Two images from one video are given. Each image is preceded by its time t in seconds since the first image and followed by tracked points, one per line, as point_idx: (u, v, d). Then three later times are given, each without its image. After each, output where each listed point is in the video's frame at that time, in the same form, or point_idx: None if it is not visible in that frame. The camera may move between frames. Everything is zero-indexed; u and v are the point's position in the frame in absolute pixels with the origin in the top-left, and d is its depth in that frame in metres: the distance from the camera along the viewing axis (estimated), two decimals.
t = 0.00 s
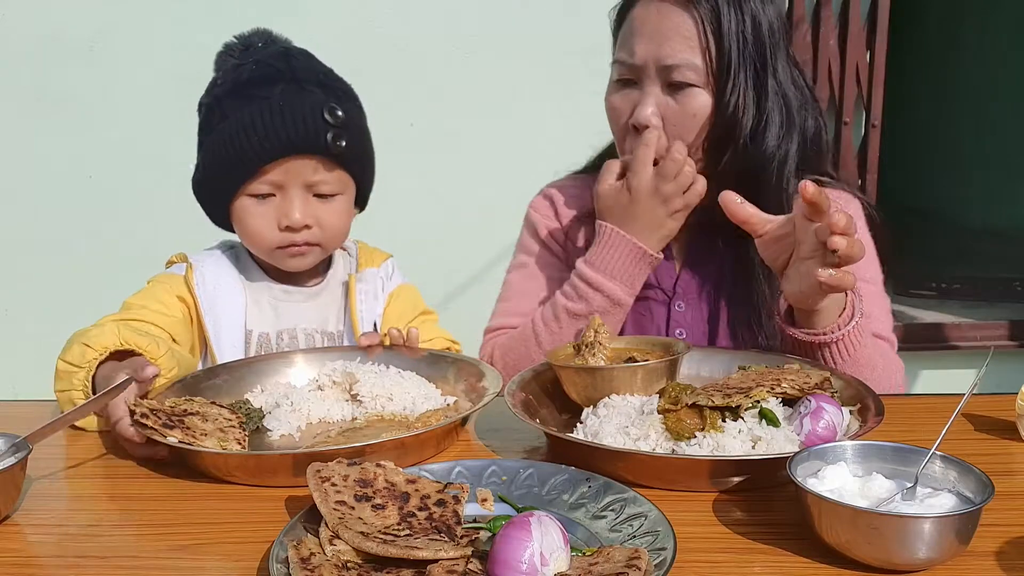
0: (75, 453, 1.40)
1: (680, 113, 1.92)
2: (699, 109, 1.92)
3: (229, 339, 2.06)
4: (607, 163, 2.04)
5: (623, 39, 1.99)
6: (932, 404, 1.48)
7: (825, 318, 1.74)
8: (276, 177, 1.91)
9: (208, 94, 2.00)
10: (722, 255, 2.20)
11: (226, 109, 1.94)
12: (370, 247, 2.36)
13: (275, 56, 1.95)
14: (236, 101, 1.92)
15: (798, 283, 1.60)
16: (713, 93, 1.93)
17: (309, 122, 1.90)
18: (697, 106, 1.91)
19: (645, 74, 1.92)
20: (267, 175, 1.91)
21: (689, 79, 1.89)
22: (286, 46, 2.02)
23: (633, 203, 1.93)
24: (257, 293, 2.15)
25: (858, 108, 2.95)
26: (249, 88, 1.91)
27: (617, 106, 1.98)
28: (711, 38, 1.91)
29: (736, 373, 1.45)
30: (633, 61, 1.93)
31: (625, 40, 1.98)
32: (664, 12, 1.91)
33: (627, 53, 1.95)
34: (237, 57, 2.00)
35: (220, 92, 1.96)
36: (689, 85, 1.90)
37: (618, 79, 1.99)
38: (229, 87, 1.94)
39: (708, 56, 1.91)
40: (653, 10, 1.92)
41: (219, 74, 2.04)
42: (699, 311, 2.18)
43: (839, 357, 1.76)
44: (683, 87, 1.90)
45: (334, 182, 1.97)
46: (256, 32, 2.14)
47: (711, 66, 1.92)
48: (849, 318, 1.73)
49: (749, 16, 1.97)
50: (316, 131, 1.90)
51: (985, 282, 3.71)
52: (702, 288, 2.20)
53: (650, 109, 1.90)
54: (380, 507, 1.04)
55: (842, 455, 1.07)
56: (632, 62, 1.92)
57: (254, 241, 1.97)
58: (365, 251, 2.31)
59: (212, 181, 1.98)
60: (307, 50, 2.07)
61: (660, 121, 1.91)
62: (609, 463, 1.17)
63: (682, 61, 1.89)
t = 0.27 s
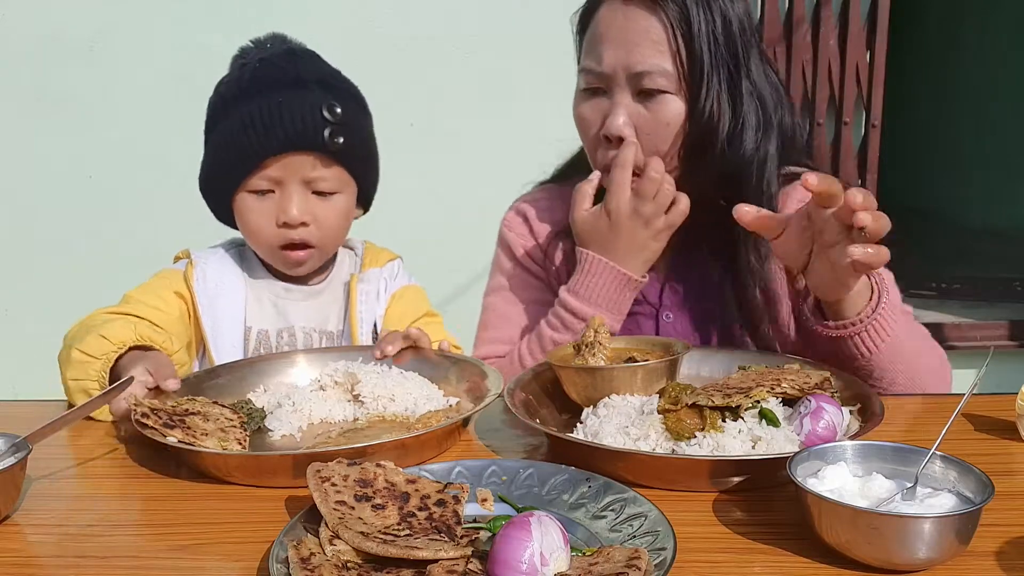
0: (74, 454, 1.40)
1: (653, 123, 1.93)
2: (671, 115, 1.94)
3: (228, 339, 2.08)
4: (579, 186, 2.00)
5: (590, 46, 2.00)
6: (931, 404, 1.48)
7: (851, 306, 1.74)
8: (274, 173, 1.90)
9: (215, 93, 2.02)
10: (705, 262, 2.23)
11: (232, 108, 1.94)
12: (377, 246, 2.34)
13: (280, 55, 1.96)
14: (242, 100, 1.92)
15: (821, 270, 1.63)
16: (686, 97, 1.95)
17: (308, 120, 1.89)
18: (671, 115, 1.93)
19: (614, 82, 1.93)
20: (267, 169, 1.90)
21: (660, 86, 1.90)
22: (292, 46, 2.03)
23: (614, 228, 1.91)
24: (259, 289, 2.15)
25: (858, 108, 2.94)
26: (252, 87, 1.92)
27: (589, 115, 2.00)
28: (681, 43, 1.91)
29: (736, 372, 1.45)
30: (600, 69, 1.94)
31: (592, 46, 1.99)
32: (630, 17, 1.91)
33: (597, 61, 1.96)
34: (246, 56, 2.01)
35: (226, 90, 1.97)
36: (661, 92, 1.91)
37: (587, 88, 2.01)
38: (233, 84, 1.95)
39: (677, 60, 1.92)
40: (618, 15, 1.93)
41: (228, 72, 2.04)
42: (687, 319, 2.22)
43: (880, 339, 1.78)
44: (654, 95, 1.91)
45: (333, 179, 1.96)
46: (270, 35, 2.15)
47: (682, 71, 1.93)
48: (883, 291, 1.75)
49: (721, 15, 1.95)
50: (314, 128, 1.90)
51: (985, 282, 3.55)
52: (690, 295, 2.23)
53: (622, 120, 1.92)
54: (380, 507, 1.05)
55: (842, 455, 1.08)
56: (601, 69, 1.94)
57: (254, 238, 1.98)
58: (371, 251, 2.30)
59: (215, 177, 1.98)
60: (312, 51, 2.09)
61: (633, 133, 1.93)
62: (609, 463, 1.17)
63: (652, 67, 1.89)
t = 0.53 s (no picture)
0: (75, 454, 1.40)
1: (605, 127, 1.99)
2: (623, 118, 1.99)
3: (210, 342, 2.11)
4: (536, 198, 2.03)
5: (540, 56, 2.05)
6: (932, 404, 1.48)
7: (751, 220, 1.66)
8: (268, 168, 1.91)
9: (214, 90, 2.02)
10: (670, 264, 2.20)
11: (229, 104, 1.94)
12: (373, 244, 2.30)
13: (280, 53, 1.97)
14: (240, 96, 1.93)
15: (717, 207, 1.58)
16: (635, 98, 1.99)
17: (305, 117, 1.90)
18: (621, 119, 1.98)
19: (562, 92, 2.00)
20: (261, 163, 1.91)
21: (607, 91, 1.95)
22: (293, 45, 2.04)
23: (570, 237, 1.95)
24: (247, 292, 2.16)
25: (858, 109, 2.94)
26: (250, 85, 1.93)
27: (547, 126, 2.08)
28: (623, 46, 1.94)
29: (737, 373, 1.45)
30: (547, 79, 2.02)
31: (541, 56, 2.05)
32: (572, 26, 1.96)
33: (542, 73, 2.04)
34: (247, 55, 2.01)
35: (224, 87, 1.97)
36: (610, 96, 1.96)
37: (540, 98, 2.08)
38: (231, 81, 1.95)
39: (621, 63, 1.95)
40: (562, 24, 1.98)
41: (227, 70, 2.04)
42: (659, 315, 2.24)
43: (812, 241, 1.73)
44: (604, 100, 1.97)
45: (328, 176, 1.96)
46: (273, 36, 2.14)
47: (627, 75, 1.96)
48: (778, 182, 1.69)
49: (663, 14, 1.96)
50: (311, 125, 1.90)
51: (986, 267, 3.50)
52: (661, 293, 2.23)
53: (575, 127, 1.99)
54: (380, 507, 1.05)
55: (842, 455, 1.08)
56: (548, 82, 2.02)
57: (247, 234, 1.99)
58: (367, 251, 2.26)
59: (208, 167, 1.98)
60: (312, 50, 2.10)
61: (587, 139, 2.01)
62: (609, 463, 1.17)
63: (597, 74, 1.94)
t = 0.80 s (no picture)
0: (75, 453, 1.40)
1: (588, 121, 1.88)
2: (603, 111, 1.88)
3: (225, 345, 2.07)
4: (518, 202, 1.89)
5: (515, 53, 1.94)
6: (932, 404, 1.48)
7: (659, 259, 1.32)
8: (266, 162, 1.90)
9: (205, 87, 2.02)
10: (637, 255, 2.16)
11: (223, 100, 1.94)
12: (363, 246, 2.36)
13: (274, 50, 1.99)
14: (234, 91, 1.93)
15: (603, 270, 1.16)
16: (614, 92, 1.88)
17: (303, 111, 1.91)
18: (601, 112, 1.87)
19: (542, 87, 1.87)
20: (259, 158, 1.90)
21: (588, 84, 1.84)
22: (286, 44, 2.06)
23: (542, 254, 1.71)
24: (253, 293, 2.14)
25: (858, 108, 2.94)
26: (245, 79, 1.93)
27: (527, 124, 1.95)
28: (603, 40, 1.85)
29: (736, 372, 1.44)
30: (525, 75, 1.89)
31: (515, 53, 1.94)
32: (550, 20, 1.86)
33: (520, 68, 1.91)
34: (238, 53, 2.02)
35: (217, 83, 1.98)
36: (590, 89, 1.85)
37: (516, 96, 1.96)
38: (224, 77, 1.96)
39: (600, 57, 1.86)
40: (537, 19, 1.88)
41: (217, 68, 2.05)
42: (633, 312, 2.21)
43: (723, 258, 1.41)
44: (585, 94, 1.86)
45: (325, 171, 1.97)
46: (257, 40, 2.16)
47: (607, 68, 1.86)
48: (667, 206, 1.35)
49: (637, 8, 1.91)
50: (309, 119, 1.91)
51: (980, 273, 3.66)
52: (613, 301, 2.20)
53: (556, 122, 1.87)
54: (380, 507, 1.05)
55: (842, 455, 1.08)
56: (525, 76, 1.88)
57: (244, 230, 1.95)
58: (358, 251, 2.33)
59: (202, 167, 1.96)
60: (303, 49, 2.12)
61: (569, 133, 1.89)
62: (609, 463, 1.17)
63: (577, 67, 1.83)
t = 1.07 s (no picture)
0: (75, 454, 1.40)
1: (601, 112, 1.90)
2: (619, 103, 1.90)
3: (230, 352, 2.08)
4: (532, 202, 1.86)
5: (520, 48, 1.92)
6: (931, 404, 1.48)
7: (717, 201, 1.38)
8: (272, 149, 1.91)
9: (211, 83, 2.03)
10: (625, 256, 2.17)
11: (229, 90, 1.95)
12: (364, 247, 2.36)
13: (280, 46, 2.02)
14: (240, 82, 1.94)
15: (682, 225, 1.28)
16: (629, 85, 1.90)
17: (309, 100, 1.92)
18: (617, 104, 1.90)
19: (554, 81, 1.86)
20: (265, 145, 1.90)
21: (604, 75, 1.86)
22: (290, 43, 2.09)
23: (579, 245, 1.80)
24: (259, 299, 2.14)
25: (857, 108, 2.94)
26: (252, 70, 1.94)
27: (534, 119, 1.93)
28: (618, 34, 1.88)
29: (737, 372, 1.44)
30: (536, 68, 1.87)
31: (519, 47, 1.93)
32: (560, 12, 1.87)
33: (530, 61, 1.89)
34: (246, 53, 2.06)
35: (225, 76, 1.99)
36: (605, 82, 1.87)
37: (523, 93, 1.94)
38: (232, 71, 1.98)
39: (614, 49, 1.88)
40: (546, 12, 1.88)
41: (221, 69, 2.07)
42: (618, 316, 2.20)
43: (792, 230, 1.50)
44: (600, 87, 1.88)
45: (330, 160, 1.97)
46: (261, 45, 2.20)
47: (621, 60, 1.89)
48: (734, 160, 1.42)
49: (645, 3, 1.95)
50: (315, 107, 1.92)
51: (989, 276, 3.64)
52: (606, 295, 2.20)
53: (569, 117, 1.87)
54: (380, 507, 1.05)
55: (842, 455, 1.08)
56: (538, 69, 1.86)
57: (248, 220, 1.96)
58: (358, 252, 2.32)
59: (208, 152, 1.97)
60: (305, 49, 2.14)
61: (584, 125, 1.89)
62: (609, 463, 1.17)
63: (592, 58, 1.86)
